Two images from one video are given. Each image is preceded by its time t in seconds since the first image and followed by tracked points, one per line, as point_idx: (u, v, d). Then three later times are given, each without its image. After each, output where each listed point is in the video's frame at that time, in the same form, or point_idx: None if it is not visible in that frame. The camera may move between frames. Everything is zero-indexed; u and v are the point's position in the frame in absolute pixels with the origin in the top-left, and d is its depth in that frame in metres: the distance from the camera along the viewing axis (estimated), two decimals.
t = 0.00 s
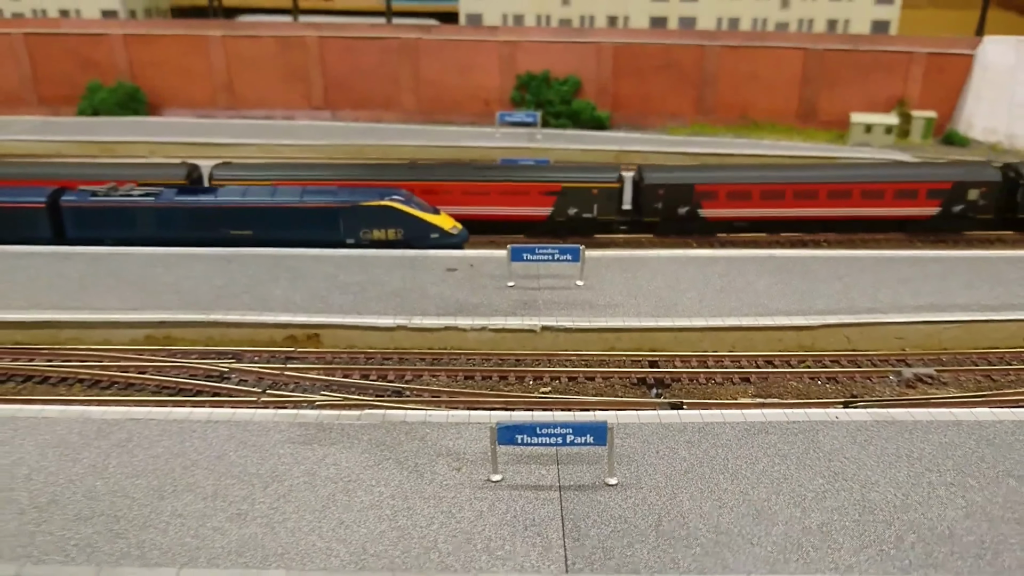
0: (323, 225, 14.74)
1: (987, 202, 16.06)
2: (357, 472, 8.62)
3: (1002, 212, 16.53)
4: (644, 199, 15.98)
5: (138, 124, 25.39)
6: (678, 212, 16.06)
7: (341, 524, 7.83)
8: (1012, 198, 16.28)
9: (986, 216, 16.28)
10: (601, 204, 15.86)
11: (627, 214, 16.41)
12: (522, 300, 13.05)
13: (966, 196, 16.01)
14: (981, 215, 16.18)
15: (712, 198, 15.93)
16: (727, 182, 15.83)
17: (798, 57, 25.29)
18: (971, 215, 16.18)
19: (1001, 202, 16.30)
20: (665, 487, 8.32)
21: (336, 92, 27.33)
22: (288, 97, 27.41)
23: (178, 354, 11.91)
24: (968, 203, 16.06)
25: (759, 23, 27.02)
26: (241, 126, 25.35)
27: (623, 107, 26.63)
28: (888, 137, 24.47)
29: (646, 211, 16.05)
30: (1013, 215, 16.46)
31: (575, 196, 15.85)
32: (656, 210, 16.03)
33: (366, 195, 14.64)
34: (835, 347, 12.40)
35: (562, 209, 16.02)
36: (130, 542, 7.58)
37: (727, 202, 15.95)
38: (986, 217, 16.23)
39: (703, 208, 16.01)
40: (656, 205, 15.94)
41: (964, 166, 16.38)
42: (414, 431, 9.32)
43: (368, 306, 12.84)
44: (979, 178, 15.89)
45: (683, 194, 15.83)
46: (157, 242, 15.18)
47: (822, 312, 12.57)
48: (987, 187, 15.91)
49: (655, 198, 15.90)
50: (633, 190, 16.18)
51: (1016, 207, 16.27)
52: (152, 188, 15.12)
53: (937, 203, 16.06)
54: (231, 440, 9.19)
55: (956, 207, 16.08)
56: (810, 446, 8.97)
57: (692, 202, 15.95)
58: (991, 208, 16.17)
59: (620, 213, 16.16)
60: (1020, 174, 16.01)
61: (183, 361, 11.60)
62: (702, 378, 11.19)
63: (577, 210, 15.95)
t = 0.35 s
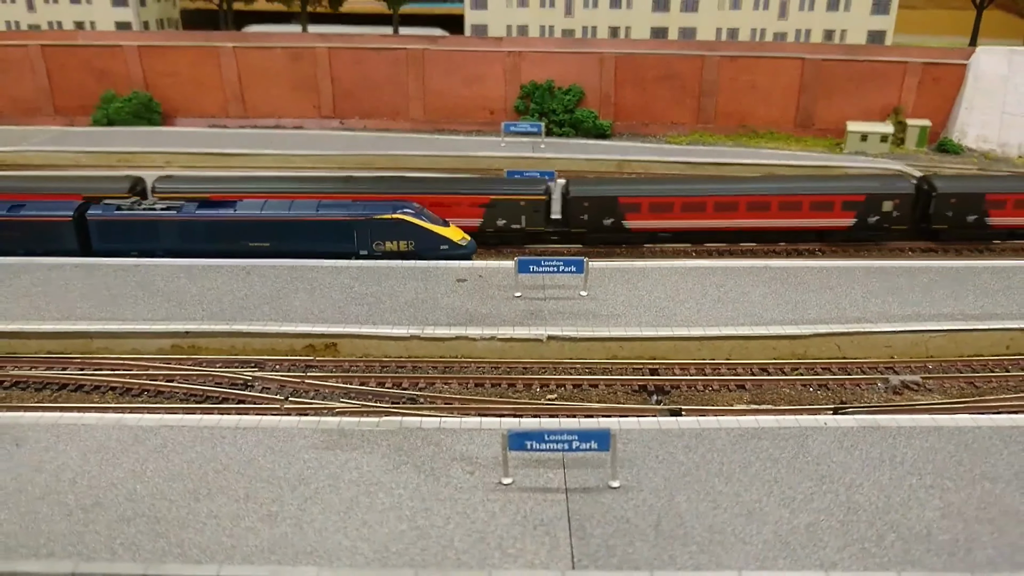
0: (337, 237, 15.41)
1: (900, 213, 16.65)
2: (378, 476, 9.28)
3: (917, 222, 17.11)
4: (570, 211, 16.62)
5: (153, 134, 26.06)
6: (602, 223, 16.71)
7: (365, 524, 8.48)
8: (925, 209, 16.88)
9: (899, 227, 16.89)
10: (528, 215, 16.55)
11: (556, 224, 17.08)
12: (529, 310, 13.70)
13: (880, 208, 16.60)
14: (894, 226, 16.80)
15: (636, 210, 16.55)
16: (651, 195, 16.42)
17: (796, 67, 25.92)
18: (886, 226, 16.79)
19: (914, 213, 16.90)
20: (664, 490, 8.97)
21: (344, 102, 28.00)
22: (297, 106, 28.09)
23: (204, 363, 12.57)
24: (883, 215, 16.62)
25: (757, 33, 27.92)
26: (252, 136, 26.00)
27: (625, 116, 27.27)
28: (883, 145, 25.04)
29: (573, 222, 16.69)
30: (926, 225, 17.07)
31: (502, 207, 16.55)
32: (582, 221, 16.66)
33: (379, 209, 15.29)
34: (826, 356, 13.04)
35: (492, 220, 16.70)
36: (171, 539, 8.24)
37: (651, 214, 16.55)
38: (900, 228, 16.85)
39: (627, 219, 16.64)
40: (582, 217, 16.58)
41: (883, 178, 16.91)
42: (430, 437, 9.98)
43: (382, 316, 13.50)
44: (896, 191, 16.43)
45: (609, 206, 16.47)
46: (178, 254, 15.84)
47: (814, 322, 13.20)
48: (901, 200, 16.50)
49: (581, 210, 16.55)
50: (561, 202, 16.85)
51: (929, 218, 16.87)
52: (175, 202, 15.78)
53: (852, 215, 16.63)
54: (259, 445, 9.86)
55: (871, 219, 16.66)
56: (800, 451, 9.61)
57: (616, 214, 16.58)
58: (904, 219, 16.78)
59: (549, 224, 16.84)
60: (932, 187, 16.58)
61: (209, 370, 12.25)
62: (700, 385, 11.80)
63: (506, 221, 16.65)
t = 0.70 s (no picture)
0: (346, 241, 15.97)
1: (818, 219, 17.15)
2: (389, 471, 9.85)
3: (835, 227, 17.62)
4: (497, 215, 17.14)
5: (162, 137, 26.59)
6: (529, 228, 17.17)
7: (377, 517, 9.06)
8: (842, 215, 17.42)
9: (817, 232, 17.37)
10: (456, 220, 17.22)
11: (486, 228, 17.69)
12: (532, 313, 14.27)
13: (798, 214, 17.09)
14: (812, 231, 17.28)
15: (560, 215, 17.01)
16: (576, 200, 16.91)
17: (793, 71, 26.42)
18: (804, 231, 17.27)
19: (832, 218, 17.44)
20: (659, 485, 9.53)
21: (349, 104, 28.51)
22: (304, 109, 28.63)
23: (221, 363, 13.13)
24: (800, 220, 17.11)
25: (756, 38, 28.34)
26: (259, 139, 26.53)
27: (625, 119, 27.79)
28: (878, 148, 25.51)
29: (500, 227, 17.18)
30: (842, 231, 17.55)
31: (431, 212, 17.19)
32: (509, 225, 17.14)
33: (386, 214, 15.85)
34: (816, 357, 13.58)
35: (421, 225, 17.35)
36: (197, 530, 8.83)
37: (575, 219, 17.01)
38: (818, 233, 17.36)
39: (553, 224, 17.08)
40: (509, 221, 17.08)
41: (807, 185, 17.41)
42: (438, 435, 10.55)
43: (391, 318, 14.07)
44: (814, 198, 16.95)
45: (535, 211, 16.97)
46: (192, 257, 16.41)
47: (804, 325, 13.76)
48: (818, 206, 17.02)
49: (508, 215, 17.06)
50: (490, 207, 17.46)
51: (846, 224, 17.39)
52: (189, 207, 16.35)
53: (771, 220, 17.10)
54: (277, 442, 10.43)
55: (789, 224, 17.15)
56: (787, 449, 10.18)
57: (542, 218, 17.05)
58: (822, 224, 17.28)
59: (478, 228, 17.46)
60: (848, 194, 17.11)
61: (226, 370, 12.81)
62: (696, 386, 12.34)
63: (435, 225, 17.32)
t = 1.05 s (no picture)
0: (363, 244, 16.61)
1: (750, 223, 17.73)
2: (412, 464, 10.52)
3: (767, 231, 18.20)
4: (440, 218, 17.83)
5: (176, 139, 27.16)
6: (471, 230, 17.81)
7: (403, 506, 9.73)
8: (773, 219, 18.03)
9: (749, 235, 17.95)
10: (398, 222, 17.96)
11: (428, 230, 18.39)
12: (543, 313, 14.94)
13: (730, 217, 17.67)
14: (744, 234, 17.85)
15: (501, 218, 17.66)
16: (514, 203, 17.56)
17: (794, 75, 27.03)
18: (736, 235, 17.87)
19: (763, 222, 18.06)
20: (665, 477, 10.20)
21: (358, 107, 29.13)
22: (314, 111, 29.26)
23: (247, 361, 13.77)
24: (732, 224, 17.70)
25: (757, 41, 28.96)
26: (271, 140, 27.13)
27: (629, 121, 28.43)
28: (877, 151, 26.10)
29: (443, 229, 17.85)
30: (774, 235, 18.14)
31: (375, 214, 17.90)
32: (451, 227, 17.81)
33: (402, 218, 16.50)
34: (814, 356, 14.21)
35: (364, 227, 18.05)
36: (236, 518, 9.50)
37: (514, 222, 17.67)
38: (750, 236, 17.91)
39: (493, 226, 17.73)
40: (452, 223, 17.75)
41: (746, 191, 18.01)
42: (457, 429, 11.23)
43: (408, 319, 14.73)
44: (747, 203, 17.54)
45: (476, 213, 17.63)
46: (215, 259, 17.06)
47: (801, 325, 14.42)
48: (749, 210, 17.60)
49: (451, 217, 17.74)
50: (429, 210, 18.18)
51: (777, 228, 17.99)
52: (211, 211, 16.99)
53: (704, 224, 17.74)
54: (305, 436, 11.12)
55: (722, 227, 17.75)
56: (785, 443, 10.85)
57: (483, 221, 17.71)
58: (755, 228, 17.86)
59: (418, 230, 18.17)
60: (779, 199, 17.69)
61: (252, 368, 13.46)
62: (700, 383, 12.93)
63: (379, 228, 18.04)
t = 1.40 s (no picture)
0: (377, 250, 17.27)
1: (692, 229, 18.37)
2: (430, 461, 11.19)
3: (711, 237, 18.80)
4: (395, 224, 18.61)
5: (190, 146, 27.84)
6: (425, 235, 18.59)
7: (424, 500, 10.40)
8: (716, 225, 18.62)
9: (692, 241, 18.59)
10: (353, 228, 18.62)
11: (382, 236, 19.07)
12: (550, 317, 15.62)
13: (672, 224, 18.28)
14: (687, 240, 18.49)
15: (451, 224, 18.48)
16: (463, 210, 18.38)
17: (792, 81, 27.64)
18: (680, 240, 18.50)
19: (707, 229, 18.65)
20: (668, 473, 10.87)
21: (367, 112, 29.80)
22: (324, 117, 29.94)
23: (270, 363, 14.45)
24: (675, 230, 18.33)
25: (757, 48, 29.60)
26: (282, 147, 27.83)
27: (631, 126, 29.08)
28: (874, 155, 26.74)
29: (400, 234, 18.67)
30: (717, 240, 18.74)
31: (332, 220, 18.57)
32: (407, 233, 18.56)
33: (414, 225, 17.15)
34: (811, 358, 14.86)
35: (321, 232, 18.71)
36: (267, 511, 10.16)
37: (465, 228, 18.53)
38: (692, 242, 18.54)
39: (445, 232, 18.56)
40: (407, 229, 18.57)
41: (691, 198, 18.62)
42: (472, 429, 11.90)
43: (422, 323, 15.40)
44: (688, 210, 18.14)
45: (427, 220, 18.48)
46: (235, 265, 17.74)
47: (798, 328, 15.07)
48: (691, 217, 18.22)
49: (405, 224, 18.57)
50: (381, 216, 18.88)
51: (719, 233, 18.57)
52: (231, 218, 17.66)
53: (648, 229, 18.35)
54: (329, 435, 11.79)
55: (666, 233, 18.38)
56: (781, 440, 11.51)
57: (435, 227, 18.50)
58: (697, 234, 18.49)
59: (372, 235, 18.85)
60: (720, 206, 18.30)
61: (274, 370, 14.13)
62: (702, 384, 13.50)
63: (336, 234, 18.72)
